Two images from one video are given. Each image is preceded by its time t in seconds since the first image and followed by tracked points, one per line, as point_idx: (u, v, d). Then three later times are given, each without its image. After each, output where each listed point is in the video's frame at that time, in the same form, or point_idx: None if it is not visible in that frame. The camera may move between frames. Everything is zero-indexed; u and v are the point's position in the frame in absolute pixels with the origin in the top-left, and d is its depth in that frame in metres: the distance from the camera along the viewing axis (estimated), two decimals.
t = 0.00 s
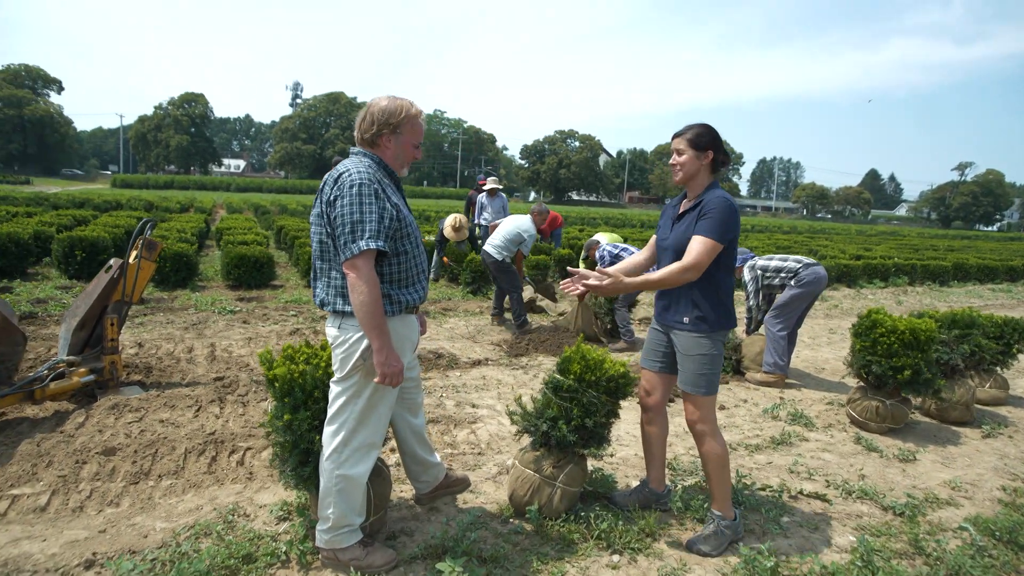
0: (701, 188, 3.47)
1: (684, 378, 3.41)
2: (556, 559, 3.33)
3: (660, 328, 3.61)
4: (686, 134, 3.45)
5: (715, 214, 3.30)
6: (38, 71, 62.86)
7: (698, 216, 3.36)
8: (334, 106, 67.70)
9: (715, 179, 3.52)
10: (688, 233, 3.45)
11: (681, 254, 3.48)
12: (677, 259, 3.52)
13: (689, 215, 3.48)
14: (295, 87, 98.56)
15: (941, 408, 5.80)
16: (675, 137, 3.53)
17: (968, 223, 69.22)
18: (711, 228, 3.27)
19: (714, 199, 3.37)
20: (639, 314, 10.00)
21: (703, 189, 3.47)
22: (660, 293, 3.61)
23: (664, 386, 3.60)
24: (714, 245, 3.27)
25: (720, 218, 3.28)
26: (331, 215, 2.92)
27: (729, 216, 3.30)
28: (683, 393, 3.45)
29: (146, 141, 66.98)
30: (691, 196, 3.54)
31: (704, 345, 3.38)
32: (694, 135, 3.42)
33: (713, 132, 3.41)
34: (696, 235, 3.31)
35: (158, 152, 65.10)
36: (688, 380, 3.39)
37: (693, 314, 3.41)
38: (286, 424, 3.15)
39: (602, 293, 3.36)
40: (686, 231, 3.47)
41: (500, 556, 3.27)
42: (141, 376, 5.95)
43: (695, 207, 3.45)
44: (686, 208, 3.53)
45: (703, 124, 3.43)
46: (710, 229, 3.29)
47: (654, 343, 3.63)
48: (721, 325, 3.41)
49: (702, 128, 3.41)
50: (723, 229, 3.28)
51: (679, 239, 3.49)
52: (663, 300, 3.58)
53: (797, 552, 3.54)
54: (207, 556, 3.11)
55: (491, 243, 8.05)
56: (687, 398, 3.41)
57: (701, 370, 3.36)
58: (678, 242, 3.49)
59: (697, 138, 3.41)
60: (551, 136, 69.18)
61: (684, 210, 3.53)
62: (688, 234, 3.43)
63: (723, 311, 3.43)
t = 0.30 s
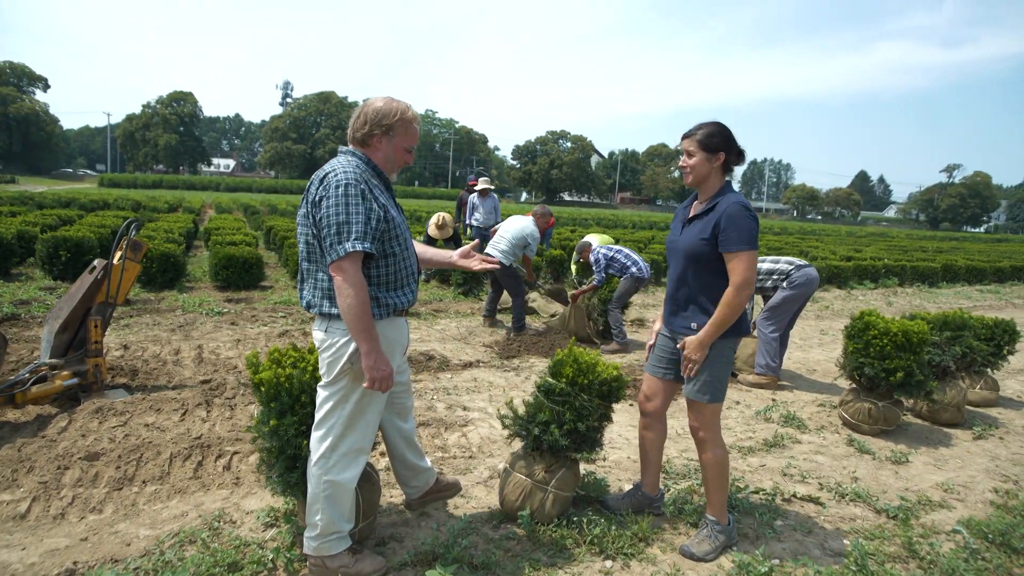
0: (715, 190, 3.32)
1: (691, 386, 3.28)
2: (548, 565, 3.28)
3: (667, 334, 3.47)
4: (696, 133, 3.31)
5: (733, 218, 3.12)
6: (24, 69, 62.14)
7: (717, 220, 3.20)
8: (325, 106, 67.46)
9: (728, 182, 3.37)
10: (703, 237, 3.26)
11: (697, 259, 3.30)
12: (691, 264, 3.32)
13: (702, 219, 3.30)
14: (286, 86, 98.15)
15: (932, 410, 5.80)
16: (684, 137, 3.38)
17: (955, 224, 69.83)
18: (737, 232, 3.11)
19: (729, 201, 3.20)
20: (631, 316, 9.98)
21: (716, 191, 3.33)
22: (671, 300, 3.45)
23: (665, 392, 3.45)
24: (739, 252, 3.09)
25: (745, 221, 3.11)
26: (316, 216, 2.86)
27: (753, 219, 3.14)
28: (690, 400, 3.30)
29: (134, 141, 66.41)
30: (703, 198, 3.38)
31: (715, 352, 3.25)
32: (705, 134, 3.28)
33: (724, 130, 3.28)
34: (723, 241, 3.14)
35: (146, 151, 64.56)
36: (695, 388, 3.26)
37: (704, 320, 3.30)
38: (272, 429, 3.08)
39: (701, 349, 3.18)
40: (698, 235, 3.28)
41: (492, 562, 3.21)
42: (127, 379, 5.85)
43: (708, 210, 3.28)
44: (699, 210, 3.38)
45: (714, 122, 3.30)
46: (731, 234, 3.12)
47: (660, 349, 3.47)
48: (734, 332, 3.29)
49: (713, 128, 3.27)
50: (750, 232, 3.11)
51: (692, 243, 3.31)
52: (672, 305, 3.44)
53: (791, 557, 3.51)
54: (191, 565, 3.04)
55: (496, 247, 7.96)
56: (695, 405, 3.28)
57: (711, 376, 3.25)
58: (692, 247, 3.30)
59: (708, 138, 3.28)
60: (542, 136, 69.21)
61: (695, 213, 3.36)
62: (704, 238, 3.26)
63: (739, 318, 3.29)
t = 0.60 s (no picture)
0: (729, 184, 3.24)
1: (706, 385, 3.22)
2: (544, 564, 3.23)
3: (682, 334, 3.42)
4: (710, 125, 3.22)
5: (748, 214, 3.05)
6: (10, 65, 61.39)
7: (733, 215, 3.12)
8: (315, 101, 67.03)
9: (743, 175, 3.28)
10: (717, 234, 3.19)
11: (711, 257, 3.23)
12: (705, 262, 3.26)
13: (716, 215, 3.23)
14: (275, 82, 97.46)
15: (927, 402, 5.80)
16: (697, 129, 3.29)
17: (946, 216, 70.18)
18: (752, 229, 3.04)
19: (744, 196, 3.12)
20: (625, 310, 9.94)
21: (731, 185, 3.24)
22: (684, 299, 3.40)
23: (668, 391, 3.40)
24: (753, 250, 3.03)
25: (761, 216, 3.04)
26: (301, 213, 2.79)
27: (769, 214, 3.06)
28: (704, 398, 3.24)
29: (122, 137, 65.77)
30: (717, 192, 3.30)
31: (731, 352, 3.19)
32: (719, 126, 3.19)
33: (738, 121, 3.19)
34: (738, 239, 3.07)
35: (135, 148, 64.00)
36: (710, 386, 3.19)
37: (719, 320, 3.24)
38: (260, 430, 3.02)
39: (712, 357, 3.06)
40: (712, 232, 3.21)
41: (487, 562, 3.16)
42: (114, 379, 5.76)
43: (722, 206, 3.21)
44: (713, 205, 3.30)
45: (727, 113, 3.21)
46: (745, 232, 3.05)
47: (674, 349, 3.42)
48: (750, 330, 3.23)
49: (728, 119, 3.18)
50: (766, 227, 3.04)
51: (706, 241, 3.24)
52: (687, 306, 3.39)
53: (788, 553, 3.48)
54: (179, 569, 2.97)
55: (492, 240, 7.96)
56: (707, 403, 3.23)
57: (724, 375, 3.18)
58: (706, 244, 3.23)
59: (722, 131, 3.18)
60: (535, 131, 69.01)
61: (709, 208, 3.29)
62: (718, 235, 3.19)
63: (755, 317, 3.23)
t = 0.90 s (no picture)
0: (741, 175, 3.18)
1: (715, 382, 3.15)
2: (541, 563, 3.18)
3: (688, 329, 3.36)
4: (723, 115, 3.14)
5: (764, 207, 2.99)
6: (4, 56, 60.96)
7: (746, 208, 3.06)
8: (312, 93, 66.69)
9: (754, 165, 3.22)
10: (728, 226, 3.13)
11: (722, 250, 3.16)
12: (715, 255, 3.19)
13: (728, 207, 3.16)
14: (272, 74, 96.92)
15: (927, 396, 5.76)
16: (708, 118, 3.21)
17: (944, 208, 70.16)
18: (768, 223, 2.98)
19: (758, 188, 3.06)
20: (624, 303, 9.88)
21: (742, 177, 3.18)
22: (691, 292, 3.33)
23: (673, 389, 3.36)
24: (769, 244, 2.98)
25: (777, 210, 2.99)
26: (296, 204, 2.72)
27: (784, 208, 3.01)
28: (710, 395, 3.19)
29: (118, 130, 65.41)
30: (727, 183, 3.23)
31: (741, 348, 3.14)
32: (732, 116, 3.11)
33: (752, 111, 3.12)
34: (753, 233, 3.01)
35: (131, 140, 63.69)
36: (717, 381, 3.13)
37: (729, 314, 3.17)
38: (252, 428, 2.96)
39: (755, 365, 2.96)
40: (724, 224, 3.14)
41: (483, 560, 3.11)
42: (107, 374, 5.69)
43: (734, 198, 3.14)
44: (723, 197, 3.23)
45: (741, 103, 3.14)
46: (761, 225, 2.99)
47: (681, 344, 3.36)
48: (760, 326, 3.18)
49: (741, 109, 3.11)
50: (782, 221, 2.98)
51: (717, 233, 3.17)
52: (693, 299, 3.31)
53: (790, 549, 3.43)
54: (170, 569, 2.92)
55: (490, 233, 7.90)
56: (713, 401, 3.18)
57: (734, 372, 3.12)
58: (718, 237, 3.16)
59: (735, 120, 3.11)
60: (533, 123, 68.75)
61: (719, 200, 3.23)
62: (730, 228, 3.12)
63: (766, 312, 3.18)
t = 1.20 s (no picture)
0: (743, 172, 3.14)
1: (712, 383, 3.11)
2: (536, 565, 3.14)
3: (684, 330, 3.32)
4: (725, 111, 3.10)
5: (767, 206, 2.96)
6: None
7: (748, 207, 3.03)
8: (305, 91, 66.41)
9: (756, 163, 3.18)
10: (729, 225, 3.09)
11: (723, 249, 3.13)
12: (715, 253, 3.15)
13: (729, 205, 3.12)
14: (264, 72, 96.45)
15: (922, 394, 5.75)
16: (711, 114, 3.17)
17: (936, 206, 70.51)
18: (771, 221, 2.95)
19: (760, 186, 3.02)
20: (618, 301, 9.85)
21: (744, 174, 3.14)
22: (689, 292, 3.29)
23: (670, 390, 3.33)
24: (772, 243, 2.94)
25: (779, 209, 2.95)
26: (287, 203, 2.66)
27: (787, 207, 2.97)
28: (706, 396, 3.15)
29: (109, 128, 64.93)
30: (729, 180, 3.20)
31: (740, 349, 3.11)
32: (735, 111, 3.07)
33: (755, 106, 3.07)
34: (756, 232, 2.98)
35: (123, 139, 63.26)
36: (715, 382, 3.10)
37: (727, 314, 3.14)
38: (241, 431, 2.91)
39: (754, 363, 2.93)
40: (725, 223, 3.10)
41: (477, 563, 3.06)
42: (96, 376, 5.62)
43: (735, 196, 3.10)
44: (724, 195, 3.19)
45: (744, 98, 3.09)
46: (764, 224, 2.96)
47: (677, 344, 3.34)
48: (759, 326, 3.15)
49: (743, 105, 3.06)
50: (784, 220, 2.95)
51: (717, 232, 3.13)
52: (691, 299, 3.28)
53: (786, 550, 3.41)
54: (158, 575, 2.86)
55: (472, 230, 7.83)
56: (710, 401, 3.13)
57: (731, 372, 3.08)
58: (718, 236, 3.12)
59: (738, 116, 3.07)
60: (527, 121, 68.67)
61: (720, 197, 3.19)
62: (732, 227, 3.08)
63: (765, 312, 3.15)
